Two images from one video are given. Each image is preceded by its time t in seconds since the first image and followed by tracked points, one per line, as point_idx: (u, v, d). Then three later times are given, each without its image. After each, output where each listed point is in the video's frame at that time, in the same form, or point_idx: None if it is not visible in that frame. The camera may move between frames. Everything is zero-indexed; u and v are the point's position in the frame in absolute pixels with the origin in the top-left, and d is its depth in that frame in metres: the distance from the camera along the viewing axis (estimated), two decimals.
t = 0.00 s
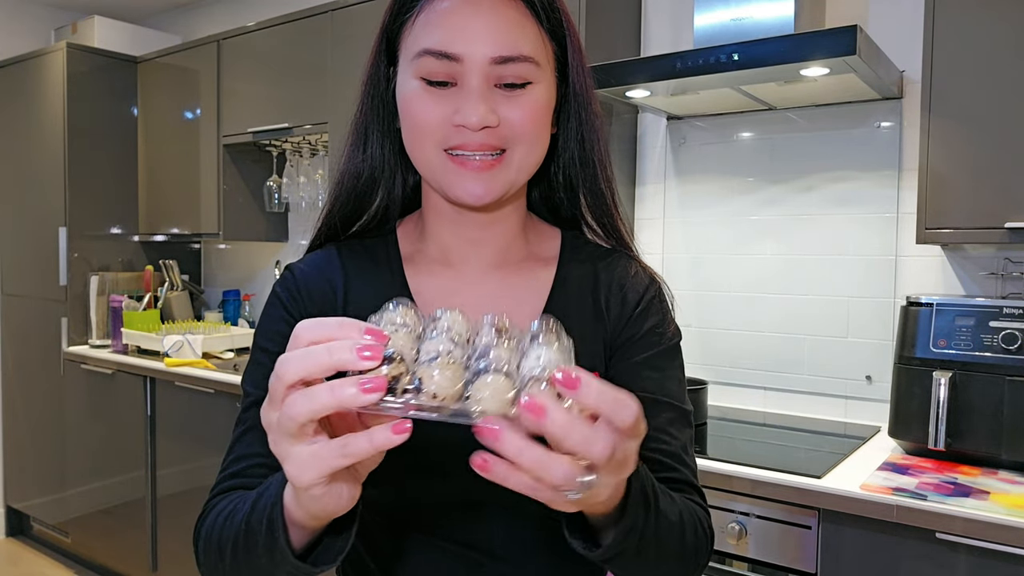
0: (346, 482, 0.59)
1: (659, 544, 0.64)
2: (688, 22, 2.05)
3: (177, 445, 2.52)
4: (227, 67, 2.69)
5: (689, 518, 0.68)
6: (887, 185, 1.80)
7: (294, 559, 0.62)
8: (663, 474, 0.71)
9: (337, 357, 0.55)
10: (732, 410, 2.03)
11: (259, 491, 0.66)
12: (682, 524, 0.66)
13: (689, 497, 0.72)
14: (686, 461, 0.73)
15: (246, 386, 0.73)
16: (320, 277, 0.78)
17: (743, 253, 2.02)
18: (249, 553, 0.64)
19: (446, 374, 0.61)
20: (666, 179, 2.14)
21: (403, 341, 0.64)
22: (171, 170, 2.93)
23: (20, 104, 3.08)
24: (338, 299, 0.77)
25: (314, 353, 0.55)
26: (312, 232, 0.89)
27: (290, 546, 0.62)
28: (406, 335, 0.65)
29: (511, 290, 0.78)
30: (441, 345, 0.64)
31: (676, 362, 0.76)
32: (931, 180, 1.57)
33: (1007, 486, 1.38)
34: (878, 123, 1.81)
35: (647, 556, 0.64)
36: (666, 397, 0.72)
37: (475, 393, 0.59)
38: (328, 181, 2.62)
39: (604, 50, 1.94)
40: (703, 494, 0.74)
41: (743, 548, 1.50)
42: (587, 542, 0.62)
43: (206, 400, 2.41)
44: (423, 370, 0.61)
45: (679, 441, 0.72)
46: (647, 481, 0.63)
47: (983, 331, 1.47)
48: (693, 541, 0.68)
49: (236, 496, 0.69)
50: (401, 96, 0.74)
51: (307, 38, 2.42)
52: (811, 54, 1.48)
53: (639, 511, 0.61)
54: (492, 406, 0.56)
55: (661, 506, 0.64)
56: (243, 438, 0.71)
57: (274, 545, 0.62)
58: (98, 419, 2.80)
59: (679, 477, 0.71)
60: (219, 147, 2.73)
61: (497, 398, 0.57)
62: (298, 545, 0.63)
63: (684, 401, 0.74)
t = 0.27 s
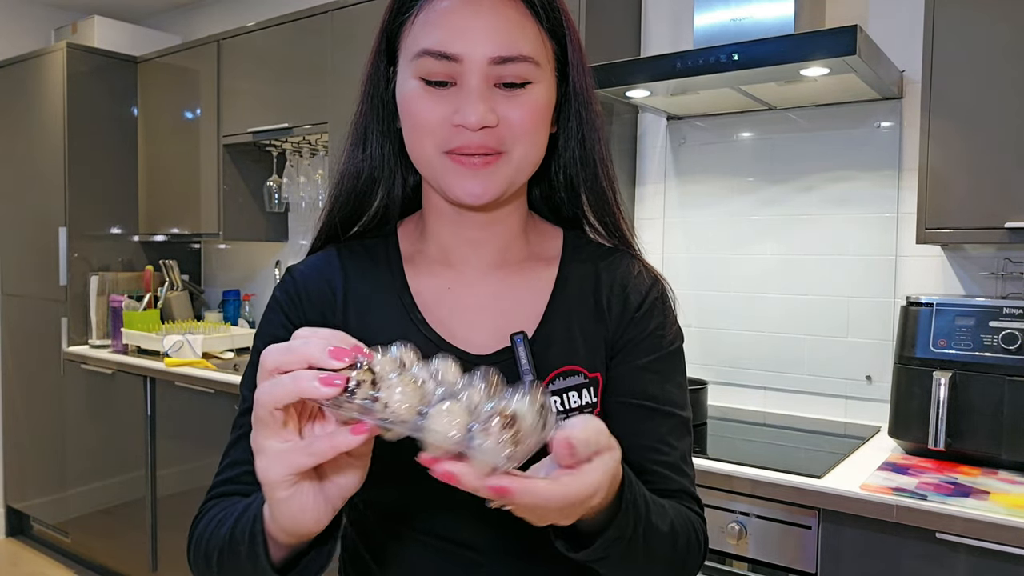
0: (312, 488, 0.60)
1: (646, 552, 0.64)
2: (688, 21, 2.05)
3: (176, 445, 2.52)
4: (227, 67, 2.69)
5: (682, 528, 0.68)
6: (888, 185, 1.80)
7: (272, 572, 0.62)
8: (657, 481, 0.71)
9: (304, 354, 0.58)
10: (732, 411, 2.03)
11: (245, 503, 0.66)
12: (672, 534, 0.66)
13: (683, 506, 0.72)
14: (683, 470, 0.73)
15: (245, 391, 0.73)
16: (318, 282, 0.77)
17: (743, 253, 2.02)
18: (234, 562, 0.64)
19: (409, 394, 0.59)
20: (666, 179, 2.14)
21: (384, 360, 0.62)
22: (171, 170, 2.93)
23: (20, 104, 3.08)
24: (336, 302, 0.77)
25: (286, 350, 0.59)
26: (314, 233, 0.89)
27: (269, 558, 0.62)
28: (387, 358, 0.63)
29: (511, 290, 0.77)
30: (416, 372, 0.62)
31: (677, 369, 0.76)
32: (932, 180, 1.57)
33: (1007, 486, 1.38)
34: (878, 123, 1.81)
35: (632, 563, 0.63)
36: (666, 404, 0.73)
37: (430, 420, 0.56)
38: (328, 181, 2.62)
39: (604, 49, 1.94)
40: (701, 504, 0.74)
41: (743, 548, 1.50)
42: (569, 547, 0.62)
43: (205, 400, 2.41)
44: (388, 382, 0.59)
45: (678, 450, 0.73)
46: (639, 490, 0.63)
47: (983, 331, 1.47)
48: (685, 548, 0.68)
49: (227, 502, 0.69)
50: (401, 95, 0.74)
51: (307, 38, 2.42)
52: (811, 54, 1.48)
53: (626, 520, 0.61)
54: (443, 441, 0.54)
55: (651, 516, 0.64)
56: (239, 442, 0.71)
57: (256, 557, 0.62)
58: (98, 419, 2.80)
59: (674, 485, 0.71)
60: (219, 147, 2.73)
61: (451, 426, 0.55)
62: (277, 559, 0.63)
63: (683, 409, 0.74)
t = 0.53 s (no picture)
0: (297, 538, 0.60)
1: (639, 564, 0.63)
2: (688, 21, 2.05)
3: (176, 445, 2.52)
4: (227, 67, 2.69)
5: (680, 536, 0.68)
6: (888, 185, 1.80)
7: None
8: (658, 486, 0.71)
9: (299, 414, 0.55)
10: (732, 410, 2.03)
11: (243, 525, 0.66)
12: (665, 547, 0.66)
13: (684, 510, 0.72)
14: (685, 474, 0.73)
15: (246, 395, 0.73)
16: (319, 286, 0.77)
17: (744, 253, 2.02)
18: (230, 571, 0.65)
19: (394, 458, 0.55)
20: (666, 179, 2.14)
21: (382, 421, 0.58)
22: (171, 170, 2.93)
23: (20, 104, 3.08)
24: (337, 305, 0.76)
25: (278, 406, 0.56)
26: (315, 234, 0.89)
27: None
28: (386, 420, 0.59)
29: (514, 291, 0.77)
30: (409, 435, 0.58)
31: (679, 372, 0.76)
32: (931, 180, 1.57)
33: (1007, 486, 1.38)
34: (878, 123, 1.81)
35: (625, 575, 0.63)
36: (668, 408, 0.73)
37: (412, 484, 0.54)
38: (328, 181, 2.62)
39: (604, 49, 1.94)
40: (703, 509, 0.74)
41: (742, 548, 1.50)
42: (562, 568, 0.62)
43: (206, 400, 2.41)
44: (377, 444, 0.56)
45: (679, 454, 0.73)
46: (629, 503, 0.63)
47: (982, 331, 1.47)
48: (683, 556, 0.68)
49: (227, 508, 0.70)
50: (402, 97, 0.74)
51: (307, 39, 2.42)
52: (811, 54, 1.48)
53: (616, 532, 0.61)
54: (424, 506, 0.53)
55: (643, 529, 0.63)
56: (239, 447, 0.71)
57: None
58: (98, 419, 2.80)
59: (675, 490, 0.72)
60: (219, 147, 2.73)
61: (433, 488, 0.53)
62: None
63: (686, 413, 0.75)
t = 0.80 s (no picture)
0: None
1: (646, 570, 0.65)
2: (688, 21, 2.05)
3: (176, 445, 2.52)
4: (227, 67, 2.69)
5: (686, 541, 0.68)
6: (888, 185, 1.80)
7: None
8: (665, 490, 0.72)
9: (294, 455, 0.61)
10: (732, 410, 2.03)
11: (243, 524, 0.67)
12: (673, 552, 0.67)
13: (690, 512, 0.72)
14: (690, 477, 0.73)
15: (250, 397, 0.74)
16: (321, 288, 0.76)
17: (744, 253, 2.02)
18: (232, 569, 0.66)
19: (412, 486, 0.61)
20: (666, 179, 2.14)
21: (386, 460, 0.64)
22: (171, 170, 2.93)
23: (20, 104, 3.08)
24: (339, 306, 0.76)
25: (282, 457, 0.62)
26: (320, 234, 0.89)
27: None
28: (390, 459, 0.65)
29: (517, 292, 0.77)
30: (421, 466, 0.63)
31: (684, 374, 0.76)
32: (931, 180, 1.57)
33: (1007, 486, 1.38)
34: (878, 123, 1.81)
35: None
36: (673, 411, 0.73)
37: (435, 505, 0.59)
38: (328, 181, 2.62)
39: (604, 50, 1.94)
40: (707, 510, 0.75)
41: (742, 548, 1.50)
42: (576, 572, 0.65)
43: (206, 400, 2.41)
44: (393, 478, 0.62)
45: (684, 457, 0.73)
46: (641, 514, 0.64)
47: (982, 331, 1.47)
48: (688, 560, 0.69)
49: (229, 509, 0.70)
50: (405, 99, 0.74)
51: (307, 39, 2.42)
52: (810, 54, 1.48)
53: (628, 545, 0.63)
54: (451, 528, 0.58)
55: (652, 537, 0.65)
56: (240, 449, 0.72)
57: None
58: (98, 419, 2.80)
59: (680, 493, 0.72)
60: (219, 147, 2.73)
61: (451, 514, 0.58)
62: None
63: (690, 415, 0.75)
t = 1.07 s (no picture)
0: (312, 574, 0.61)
1: (651, 569, 0.67)
2: (689, 21, 2.05)
3: (176, 445, 2.52)
4: (227, 67, 2.69)
5: (692, 541, 0.70)
6: (888, 185, 1.80)
7: None
8: (670, 490, 0.73)
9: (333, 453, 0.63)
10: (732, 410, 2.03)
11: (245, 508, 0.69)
12: (680, 552, 0.68)
13: (694, 512, 0.74)
14: (695, 477, 0.74)
15: (253, 396, 0.75)
16: (324, 287, 0.76)
17: (744, 253, 2.02)
18: (238, 561, 0.68)
19: (413, 489, 0.61)
20: (666, 179, 2.14)
21: (386, 467, 0.64)
22: (171, 169, 2.93)
23: (20, 104, 3.08)
24: (342, 304, 0.76)
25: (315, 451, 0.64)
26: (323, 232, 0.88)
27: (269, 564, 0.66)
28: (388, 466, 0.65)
29: (520, 291, 0.76)
30: (421, 472, 0.64)
31: (688, 374, 0.76)
32: (931, 180, 1.57)
33: (1007, 486, 1.38)
34: (878, 123, 1.81)
35: None
36: (677, 411, 0.73)
37: (439, 509, 0.60)
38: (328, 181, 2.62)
39: (604, 50, 1.94)
40: (712, 509, 0.76)
41: (742, 548, 1.50)
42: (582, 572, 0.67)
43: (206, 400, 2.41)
44: (394, 484, 0.62)
45: (689, 457, 0.74)
46: (648, 514, 0.66)
47: (982, 331, 1.47)
48: (695, 559, 0.70)
49: (232, 503, 0.71)
50: (409, 91, 0.74)
51: (307, 39, 2.42)
52: (810, 54, 1.48)
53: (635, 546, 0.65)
54: (458, 530, 0.59)
55: (658, 537, 0.66)
56: (245, 442, 0.73)
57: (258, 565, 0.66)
58: (98, 420, 2.80)
59: (685, 493, 0.73)
60: (219, 147, 2.73)
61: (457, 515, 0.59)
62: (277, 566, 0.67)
63: (695, 415, 0.75)
